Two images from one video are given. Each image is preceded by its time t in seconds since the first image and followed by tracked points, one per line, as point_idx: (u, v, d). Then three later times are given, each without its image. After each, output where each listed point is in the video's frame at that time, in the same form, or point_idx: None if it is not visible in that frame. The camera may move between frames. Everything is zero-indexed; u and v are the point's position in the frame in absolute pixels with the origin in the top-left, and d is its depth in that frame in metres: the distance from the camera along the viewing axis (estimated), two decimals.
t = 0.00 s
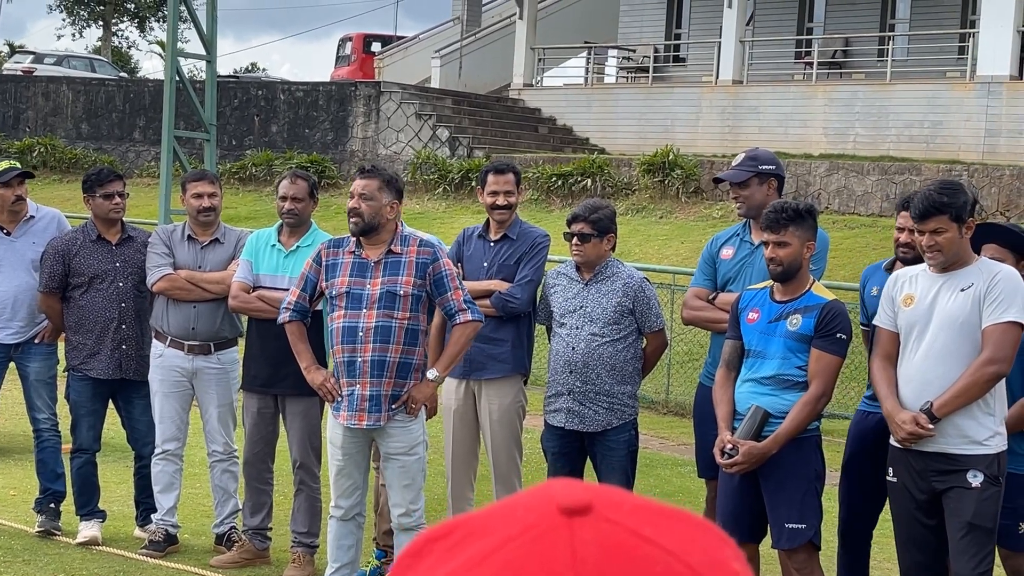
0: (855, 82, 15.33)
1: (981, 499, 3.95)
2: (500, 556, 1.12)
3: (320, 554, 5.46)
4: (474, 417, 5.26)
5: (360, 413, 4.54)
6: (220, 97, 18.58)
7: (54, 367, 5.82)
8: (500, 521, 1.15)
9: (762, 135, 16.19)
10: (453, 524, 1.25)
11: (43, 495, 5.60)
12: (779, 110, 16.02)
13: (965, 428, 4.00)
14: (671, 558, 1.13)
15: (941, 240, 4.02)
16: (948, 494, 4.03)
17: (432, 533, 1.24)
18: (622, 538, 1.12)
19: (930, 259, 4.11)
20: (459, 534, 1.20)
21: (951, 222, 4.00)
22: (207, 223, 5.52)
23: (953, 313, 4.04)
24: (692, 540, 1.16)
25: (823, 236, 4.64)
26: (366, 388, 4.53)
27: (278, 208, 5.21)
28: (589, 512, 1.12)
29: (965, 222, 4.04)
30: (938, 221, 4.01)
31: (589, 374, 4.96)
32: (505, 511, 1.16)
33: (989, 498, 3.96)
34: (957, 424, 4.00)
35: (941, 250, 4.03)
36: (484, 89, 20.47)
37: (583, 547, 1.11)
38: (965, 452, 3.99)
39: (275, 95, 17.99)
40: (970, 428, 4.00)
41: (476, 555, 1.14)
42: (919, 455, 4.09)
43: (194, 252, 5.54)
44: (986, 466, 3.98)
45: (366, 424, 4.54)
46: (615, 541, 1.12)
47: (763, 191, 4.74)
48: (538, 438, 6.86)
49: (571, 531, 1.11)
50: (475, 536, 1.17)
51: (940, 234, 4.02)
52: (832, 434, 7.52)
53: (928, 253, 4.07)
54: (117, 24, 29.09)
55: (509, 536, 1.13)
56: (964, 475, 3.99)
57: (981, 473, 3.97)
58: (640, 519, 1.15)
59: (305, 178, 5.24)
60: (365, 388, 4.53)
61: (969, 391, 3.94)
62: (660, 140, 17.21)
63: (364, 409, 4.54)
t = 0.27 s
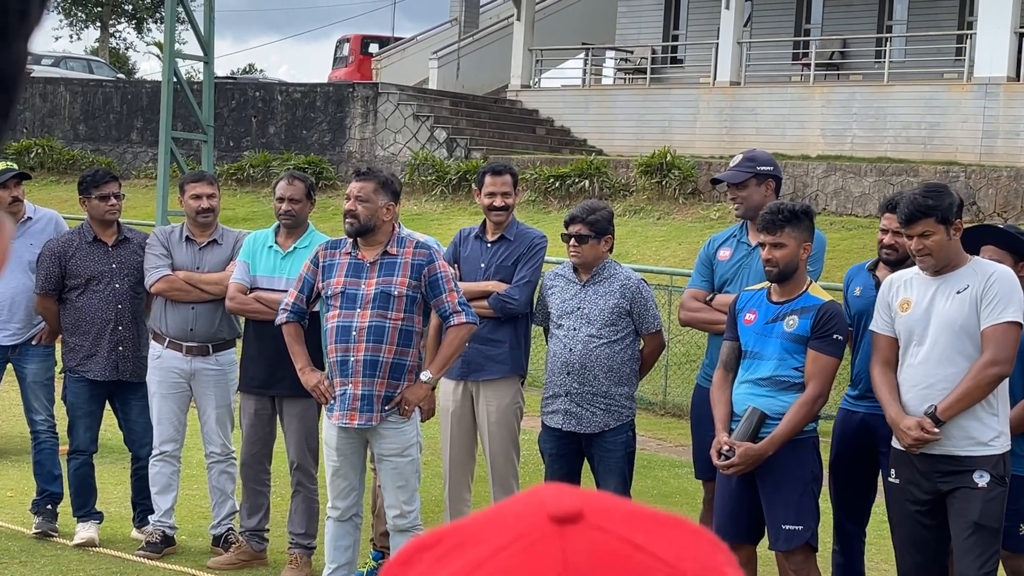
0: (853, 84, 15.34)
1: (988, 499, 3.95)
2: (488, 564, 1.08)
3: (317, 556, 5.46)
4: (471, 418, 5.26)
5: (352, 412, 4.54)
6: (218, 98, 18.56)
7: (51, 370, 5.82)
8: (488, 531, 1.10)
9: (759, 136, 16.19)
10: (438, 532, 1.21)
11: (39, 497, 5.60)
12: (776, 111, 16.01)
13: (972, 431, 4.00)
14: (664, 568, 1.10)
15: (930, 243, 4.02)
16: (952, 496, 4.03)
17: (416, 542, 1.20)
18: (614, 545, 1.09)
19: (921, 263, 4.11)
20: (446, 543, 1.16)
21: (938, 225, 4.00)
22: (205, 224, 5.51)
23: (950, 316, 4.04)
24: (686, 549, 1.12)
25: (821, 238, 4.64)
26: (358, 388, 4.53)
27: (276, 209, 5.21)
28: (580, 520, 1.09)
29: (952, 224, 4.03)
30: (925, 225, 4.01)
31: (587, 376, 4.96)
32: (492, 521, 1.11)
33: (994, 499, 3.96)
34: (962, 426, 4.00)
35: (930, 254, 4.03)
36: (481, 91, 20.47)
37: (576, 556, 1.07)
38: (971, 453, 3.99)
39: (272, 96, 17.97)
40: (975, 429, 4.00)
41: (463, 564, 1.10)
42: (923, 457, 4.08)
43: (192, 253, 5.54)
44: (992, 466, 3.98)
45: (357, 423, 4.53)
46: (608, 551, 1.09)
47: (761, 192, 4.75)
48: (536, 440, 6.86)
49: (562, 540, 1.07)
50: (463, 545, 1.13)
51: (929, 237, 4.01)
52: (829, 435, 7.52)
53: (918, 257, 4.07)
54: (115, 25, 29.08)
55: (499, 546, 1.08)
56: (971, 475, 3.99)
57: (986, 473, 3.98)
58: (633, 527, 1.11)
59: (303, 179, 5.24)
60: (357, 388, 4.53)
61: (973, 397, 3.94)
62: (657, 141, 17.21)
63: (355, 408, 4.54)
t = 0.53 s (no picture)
0: (850, 85, 15.35)
1: (995, 499, 3.93)
2: None
3: (315, 557, 5.46)
4: (468, 419, 5.25)
5: (344, 412, 4.54)
6: (215, 100, 18.56)
7: (48, 371, 5.83)
8: (481, 545, 1.14)
9: (757, 137, 16.19)
10: (429, 544, 1.23)
11: (37, 499, 5.60)
12: (774, 112, 16.02)
13: (977, 432, 3.98)
14: None
15: (925, 246, 4.02)
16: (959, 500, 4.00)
17: (411, 552, 1.24)
18: (607, 557, 1.14)
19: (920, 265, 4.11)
20: (440, 554, 1.19)
21: (933, 227, 3.99)
22: (203, 226, 5.51)
23: (956, 318, 4.03)
24: (675, 558, 1.17)
25: (818, 239, 4.64)
26: (351, 387, 4.53)
27: (273, 210, 5.21)
28: (573, 532, 1.12)
29: (949, 226, 4.01)
30: (919, 227, 4.00)
31: (583, 377, 4.96)
32: (484, 534, 1.15)
33: (1002, 498, 3.94)
34: (967, 428, 3.99)
35: (926, 256, 4.03)
36: (479, 92, 20.47)
37: (569, 568, 1.11)
38: (978, 455, 3.97)
39: (270, 97, 17.97)
40: (981, 430, 3.99)
41: None
42: (928, 459, 4.05)
43: (189, 254, 5.54)
44: (997, 466, 3.96)
45: (350, 422, 4.54)
46: (601, 561, 1.13)
47: (759, 193, 4.75)
48: (533, 441, 6.87)
49: (555, 552, 1.11)
50: (458, 557, 1.16)
51: (924, 239, 4.01)
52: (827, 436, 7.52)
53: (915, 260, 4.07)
54: (113, 27, 29.07)
55: (492, 561, 1.12)
56: (978, 476, 3.96)
57: (993, 473, 3.95)
58: (624, 537, 1.16)
59: (300, 181, 5.24)
60: (350, 387, 4.53)
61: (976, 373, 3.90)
62: (655, 142, 17.21)
63: (348, 408, 4.54)
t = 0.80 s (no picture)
0: (847, 86, 15.36)
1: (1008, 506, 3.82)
2: None
3: (313, 558, 5.45)
4: (466, 420, 5.25)
5: (339, 413, 4.54)
6: (213, 100, 18.54)
7: (46, 372, 5.82)
8: (495, 552, 1.14)
9: (754, 139, 16.20)
10: (440, 549, 1.23)
11: (35, 500, 5.60)
12: (771, 113, 16.02)
13: (987, 434, 3.88)
14: None
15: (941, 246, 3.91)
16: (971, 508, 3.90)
17: (421, 558, 1.23)
18: (623, 564, 1.14)
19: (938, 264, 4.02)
20: (452, 561, 1.19)
21: (949, 226, 3.88)
22: (202, 227, 5.51)
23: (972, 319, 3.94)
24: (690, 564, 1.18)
25: (817, 240, 4.64)
26: (347, 389, 4.53)
27: (271, 211, 5.21)
28: (590, 541, 1.13)
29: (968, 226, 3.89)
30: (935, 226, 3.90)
31: (581, 378, 4.96)
32: (496, 541, 1.15)
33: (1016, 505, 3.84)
34: (978, 430, 3.89)
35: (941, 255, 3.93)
36: (477, 93, 20.48)
37: None
38: (990, 458, 3.86)
39: (267, 98, 17.95)
40: (991, 433, 3.88)
41: None
42: (937, 461, 3.97)
43: (187, 255, 5.54)
44: (1009, 473, 3.85)
45: (345, 424, 4.54)
46: (618, 568, 1.14)
47: (758, 194, 4.75)
48: (531, 442, 6.87)
49: (572, 561, 1.12)
50: (471, 565, 1.16)
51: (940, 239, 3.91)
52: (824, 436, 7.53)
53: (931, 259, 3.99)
54: (111, 28, 29.06)
55: (508, 568, 1.12)
56: (989, 483, 3.86)
57: (1006, 481, 3.85)
58: (639, 544, 1.17)
59: (298, 181, 5.25)
60: (345, 389, 4.53)
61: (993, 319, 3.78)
62: (653, 144, 17.22)
63: (343, 409, 4.54)
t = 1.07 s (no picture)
0: (844, 88, 15.38)
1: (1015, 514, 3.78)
2: None
3: (310, 560, 5.45)
4: (464, 422, 5.25)
5: (336, 416, 4.54)
6: (210, 102, 18.52)
7: (43, 374, 5.82)
8: (507, 554, 1.13)
9: (752, 140, 16.21)
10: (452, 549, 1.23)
11: (32, 501, 5.59)
12: (769, 115, 16.04)
13: (997, 437, 3.83)
14: None
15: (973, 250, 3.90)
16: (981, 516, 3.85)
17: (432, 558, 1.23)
18: (636, 566, 1.14)
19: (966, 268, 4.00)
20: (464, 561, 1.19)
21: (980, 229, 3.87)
22: (200, 228, 5.51)
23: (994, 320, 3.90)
24: (704, 566, 1.18)
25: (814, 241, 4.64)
26: (343, 392, 4.53)
27: (269, 212, 5.21)
28: (602, 541, 1.13)
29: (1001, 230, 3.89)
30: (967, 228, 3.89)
31: (579, 380, 4.96)
32: (509, 543, 1.14)
33: None
34: (988, 432, 3.84)
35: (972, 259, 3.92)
36: (475, 94, 20.49)
37: None
38: (999, 462, 3.82)
39: (265, 99, 17.94)
40: (1001, 436, 3.83)
41: None
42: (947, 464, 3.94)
43: (186, 256, 5.53)
44: (1017, 480, 3.80)
45: (342, 427, 4.54)
46: (631, 569, 1.13)
47: (756, 197, 4.75)
48: (528, 443, 6.87)
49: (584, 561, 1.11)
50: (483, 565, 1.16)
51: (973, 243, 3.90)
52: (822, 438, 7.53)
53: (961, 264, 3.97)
54: (108, 29, 29.07)
55: (520, 569, 1.11)
56: (997, 490, 3.82)
57: (1014, 489, 3.80)
58: (652, 547, 1.16)
59: (297, 183, 5.24)
60: (341, 392, 4.53)
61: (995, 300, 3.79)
62: (650, 145, 17.24)
63: (340, 412, 4.54)
